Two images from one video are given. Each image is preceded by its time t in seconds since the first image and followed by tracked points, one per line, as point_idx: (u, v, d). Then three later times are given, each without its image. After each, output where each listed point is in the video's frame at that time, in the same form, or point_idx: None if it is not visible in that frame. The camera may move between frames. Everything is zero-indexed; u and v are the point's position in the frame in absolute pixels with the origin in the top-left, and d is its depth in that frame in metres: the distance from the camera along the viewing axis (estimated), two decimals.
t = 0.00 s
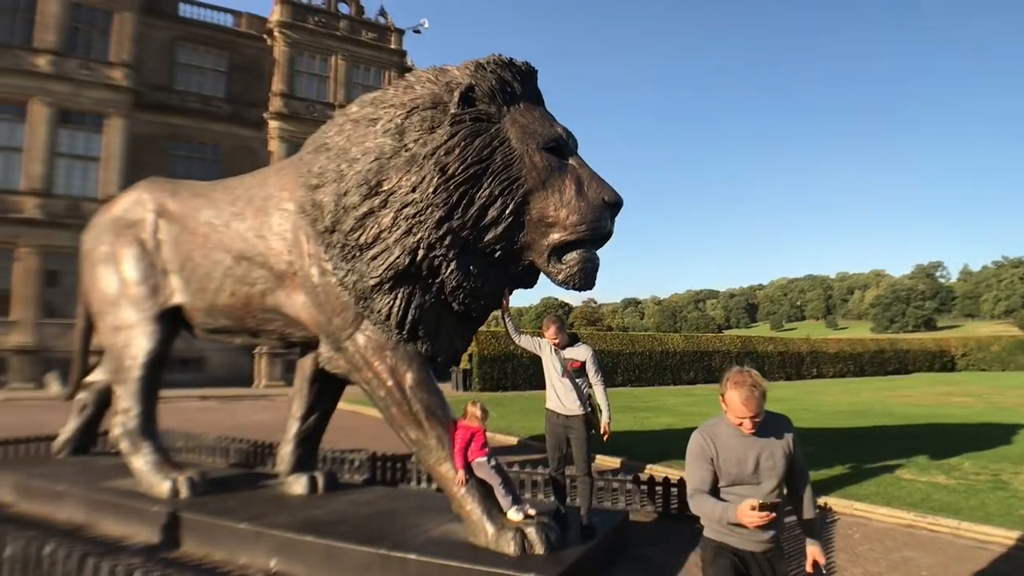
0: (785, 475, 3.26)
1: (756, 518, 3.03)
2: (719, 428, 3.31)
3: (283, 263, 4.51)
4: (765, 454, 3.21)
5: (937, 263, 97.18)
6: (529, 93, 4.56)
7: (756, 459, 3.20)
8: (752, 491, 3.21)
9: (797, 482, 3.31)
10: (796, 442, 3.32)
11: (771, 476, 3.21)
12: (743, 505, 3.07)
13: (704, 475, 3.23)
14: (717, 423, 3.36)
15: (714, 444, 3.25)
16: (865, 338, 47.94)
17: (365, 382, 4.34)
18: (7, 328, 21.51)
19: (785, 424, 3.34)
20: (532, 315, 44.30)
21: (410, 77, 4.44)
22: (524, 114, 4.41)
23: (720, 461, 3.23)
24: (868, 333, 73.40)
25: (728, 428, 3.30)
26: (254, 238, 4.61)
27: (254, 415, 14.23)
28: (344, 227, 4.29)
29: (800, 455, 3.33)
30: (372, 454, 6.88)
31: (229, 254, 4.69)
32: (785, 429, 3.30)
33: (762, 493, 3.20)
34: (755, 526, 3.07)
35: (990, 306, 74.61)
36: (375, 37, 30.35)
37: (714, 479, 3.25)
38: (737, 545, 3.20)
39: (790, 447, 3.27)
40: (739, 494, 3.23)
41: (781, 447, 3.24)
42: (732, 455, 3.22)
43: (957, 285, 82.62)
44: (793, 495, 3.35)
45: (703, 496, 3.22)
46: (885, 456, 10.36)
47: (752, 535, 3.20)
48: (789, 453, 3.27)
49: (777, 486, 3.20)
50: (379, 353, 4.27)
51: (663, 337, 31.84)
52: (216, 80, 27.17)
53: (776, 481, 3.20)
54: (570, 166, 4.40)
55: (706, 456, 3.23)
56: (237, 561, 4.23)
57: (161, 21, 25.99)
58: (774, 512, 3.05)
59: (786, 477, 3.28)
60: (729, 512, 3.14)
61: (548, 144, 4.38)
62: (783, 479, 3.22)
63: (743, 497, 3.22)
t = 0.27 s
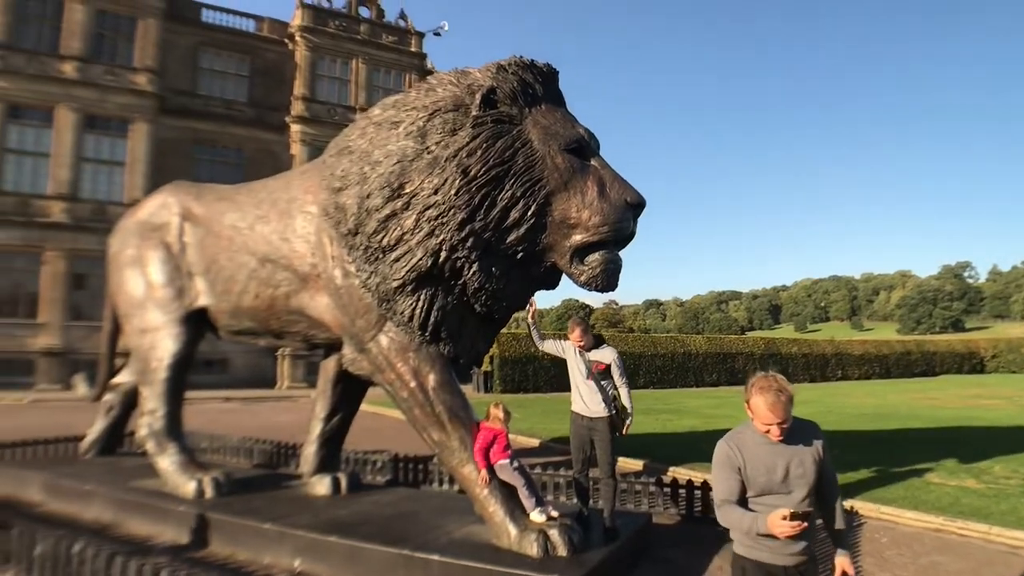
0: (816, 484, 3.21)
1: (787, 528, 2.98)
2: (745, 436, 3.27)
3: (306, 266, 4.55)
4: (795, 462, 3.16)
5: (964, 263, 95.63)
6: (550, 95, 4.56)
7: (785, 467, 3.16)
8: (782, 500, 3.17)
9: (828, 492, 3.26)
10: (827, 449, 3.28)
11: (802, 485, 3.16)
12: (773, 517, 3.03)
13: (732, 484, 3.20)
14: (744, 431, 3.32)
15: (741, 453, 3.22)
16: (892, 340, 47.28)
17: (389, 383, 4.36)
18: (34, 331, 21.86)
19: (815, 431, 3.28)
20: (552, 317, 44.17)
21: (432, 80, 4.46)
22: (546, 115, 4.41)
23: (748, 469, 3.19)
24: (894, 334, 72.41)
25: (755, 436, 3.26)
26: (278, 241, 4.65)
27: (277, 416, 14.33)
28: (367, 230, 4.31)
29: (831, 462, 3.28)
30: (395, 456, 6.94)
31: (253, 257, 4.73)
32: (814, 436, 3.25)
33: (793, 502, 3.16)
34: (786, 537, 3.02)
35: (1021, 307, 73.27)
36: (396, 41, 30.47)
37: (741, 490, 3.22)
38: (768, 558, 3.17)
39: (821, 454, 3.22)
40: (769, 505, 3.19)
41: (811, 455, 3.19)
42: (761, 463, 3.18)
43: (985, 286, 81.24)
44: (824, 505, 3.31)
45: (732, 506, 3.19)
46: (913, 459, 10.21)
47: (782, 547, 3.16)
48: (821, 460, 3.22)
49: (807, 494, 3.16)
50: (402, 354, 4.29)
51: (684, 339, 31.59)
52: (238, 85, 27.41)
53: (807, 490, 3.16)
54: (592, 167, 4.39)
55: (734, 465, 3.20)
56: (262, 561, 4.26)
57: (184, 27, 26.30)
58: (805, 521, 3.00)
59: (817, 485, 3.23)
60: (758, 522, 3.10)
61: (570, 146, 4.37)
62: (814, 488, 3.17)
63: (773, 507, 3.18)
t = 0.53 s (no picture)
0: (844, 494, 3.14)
1: (812, 541, 2.93)
2: (769, 446, 3.23)
3: (331, 267, 4.59)
4: (820, 472, 3.11)
5: (992, 263, 94.02)
6: (572, 96, 4.56)
7: (811, 477, 3.11)
8: (808, 512, 3.11)
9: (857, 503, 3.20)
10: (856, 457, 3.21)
11: (830, 495, 3.11)
12: (799, 530, 2.97)
13: (757, 496, 3.16)
14: (768, 440, 3.28)
15: (765, 463, 3.18)
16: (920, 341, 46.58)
17: (412, 384, 4.37)
18: (62, 332, 22.20)
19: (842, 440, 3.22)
20: (574, 317, 44.00)
21: (454, 82, 4.47)
22: (568, 116, 4.41)
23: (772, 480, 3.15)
24: (921, 335, 71.36)
25: (779, 446, 3.21)
26: (302, 243, 4.69)
27: (301, 417, 14.42)
28: (390, 232, 4.33)
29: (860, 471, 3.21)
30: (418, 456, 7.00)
31: (278, 259, 4.78)
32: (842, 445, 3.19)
33: (820, 513, 3.10)
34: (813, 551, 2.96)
35: None
36: (416, 43, 30.31)
37: (766, 501, 3.19)
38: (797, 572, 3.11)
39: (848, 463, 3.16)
40: (796, 517, 3.14)
41: (837, 464, 3.13)
42: (785, 473, 3.14)
43: (1016, 286, 79.74)
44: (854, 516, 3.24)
45: (757, 520, 3.15)
46: (942, 463, 10.06)
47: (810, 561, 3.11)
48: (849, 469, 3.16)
49: (836, 505, 3.11)
50: (426, 355, 4.31)
51: (708, 340, 31.42)
52: (261, 89, 27.70)
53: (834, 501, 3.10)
54: (615, 168, 4.38)
55: (757, 476, 3.17)
56: (287, 560, 4.30)
57: (207, 33, 26.65)
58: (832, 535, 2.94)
59: (846, 495, 3.17)
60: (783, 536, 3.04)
61: (592, 146, 4.37)
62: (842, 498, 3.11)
63: (800, 519, 3.13)
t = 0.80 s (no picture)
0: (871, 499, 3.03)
1: (834, 553, 2.82)
2: (791, 449, 3.14)
3: (355, 269, 4.63)
4: (844, 476, 3.02)
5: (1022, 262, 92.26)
6: (595, 96, 4.55)
7: (835, 481, 3.01)
8: (832, 518, 3.02)
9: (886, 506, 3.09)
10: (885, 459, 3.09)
11: (856, 500, 3.00)
12: (818, 539, 2.88)
13: (778, 501, 3.09)
14: (790, 443, 3.19)
15: (786, 467, 3.10)
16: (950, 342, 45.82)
17: (436, 385, 4.39)
18: (90, 334, 22.47)
19: (869, 442, 3.10)
20: (596, 318, 43.80)
21: (477, 84, 4.48)
22: (591, 117, 4.40)
23: (793, 484, 3.07)
24: (950, 336, 70.21)
25: (800, 449, 3.12)
26: (326, 245, 4.73)
27: (324, 418, 14.51)
28: (414, 234, 4.35)
29: (888, 474, 3.09)
30: (442, 457, 7.03)
31: (303, 261, 4.82)
32: (868, 448, 3.07)
33: (846, 519, 3.00)
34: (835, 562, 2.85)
35: None
36: (438, 45, 30.41)
37: (789, 507, 3.10)
38: None
39: (875, 467, 3.04)
40: (820, 523, 3.05)
41: (863, 467, 3.02)
42: (807, 478, 3.05)
43: None
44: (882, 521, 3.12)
45: (778, 526, 3.08)
46: (973, 465, 9.90)
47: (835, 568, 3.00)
48: (877, 471, 3.04)
49: (862, 510, 3.00)
50: (449, 356, 4.32)
51: (732, 341, 31.26)
52: (284, 92, 27.76)
53: (858, 507, 3.00)
54: (638, 168, 4.37)
55: (777, 481, 3.09)
56: (312, 560, 4.33)
57: (231, 37, 26.73)
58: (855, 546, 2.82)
59: (874, 499, 3.05)
60: (805, 544, 2.94)
61: (616, 147, 4.36)
62: (868, 503, 3.00)
63: (824, 526, 3.03)
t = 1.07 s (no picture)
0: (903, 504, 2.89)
1: (855, 563, 2.71)
2: (817, 451, 3.02)
3: (379, 271, 4.65)
4: (872, 481, 2.89)
5: None
6: (619, 96, 4.53)
7: (862, 486, 2.89)
8: (859, 524, 2.90)
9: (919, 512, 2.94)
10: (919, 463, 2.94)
11: (886, 505, 2.88)
12: (841, 547, 2.77)
13: (803, 506, 2.98)
14: (817, 445, 3.07)
15: (810, 470, 2.98)
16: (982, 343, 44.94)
17: (460, 386, 4.40)
18: (117, 335, 22.34)
19: (902, 444, 2.95)
20: (619, 319, 43.59)
21: (500, 85, 4.49)
22: (615, 117, 4.39)
23: (818, 488, 2.95)
24: (981, 336, 68.90)
25: (827, 452, 3.00)
26: (351, 247, 4.76)
27: (347, 419, 14.54)
28: (438, 235, 4.36)
29: (922, 479, 2.93)
30: (466, 458, 7.05)
31: (328, 263, 4.86)
32: (899, 451, 2.92)
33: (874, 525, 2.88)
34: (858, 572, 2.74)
35: None
36: (459, 47, 30.13)
37: (814, 511, 2.98)
38: None
39: (908, 471, 2.89)
40: (846, 530, 2.93)
41: (893, 471, 2.88)
42: (833, 483, 2.93)
43: None
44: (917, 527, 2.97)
45: (802, 530, 2.96)
46: (1006, 469, 9.72)
47: None
48: (909, 476, 2.90)
49: (892, 516, 2.87)
50: (473, 357, 4.33)
51: (757, 342, 30.95)
52: (307, 95, 27.84)
53: (886, 514, 2.87)
54: (663, 168, 4.35)
55: (802, 485, 2.97)
56: (338, 560, 4.36)
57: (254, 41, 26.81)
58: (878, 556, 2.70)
59: (906, 505, 2.91)
60: (827, 552, 2.83)
61: (640, 147, 4.34)
62: (897, 509, 2.87)
63: (850, 532, 2.91)
